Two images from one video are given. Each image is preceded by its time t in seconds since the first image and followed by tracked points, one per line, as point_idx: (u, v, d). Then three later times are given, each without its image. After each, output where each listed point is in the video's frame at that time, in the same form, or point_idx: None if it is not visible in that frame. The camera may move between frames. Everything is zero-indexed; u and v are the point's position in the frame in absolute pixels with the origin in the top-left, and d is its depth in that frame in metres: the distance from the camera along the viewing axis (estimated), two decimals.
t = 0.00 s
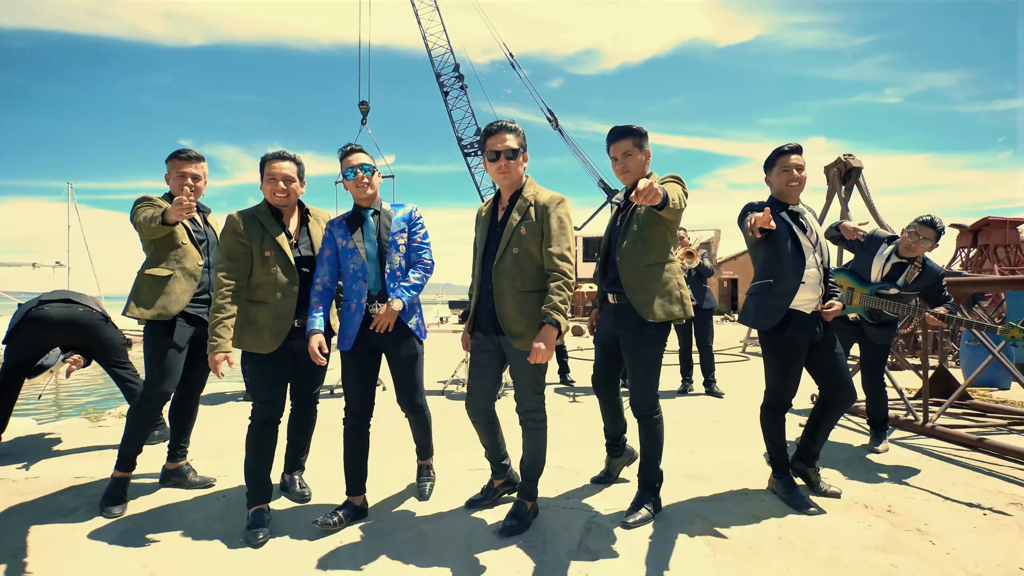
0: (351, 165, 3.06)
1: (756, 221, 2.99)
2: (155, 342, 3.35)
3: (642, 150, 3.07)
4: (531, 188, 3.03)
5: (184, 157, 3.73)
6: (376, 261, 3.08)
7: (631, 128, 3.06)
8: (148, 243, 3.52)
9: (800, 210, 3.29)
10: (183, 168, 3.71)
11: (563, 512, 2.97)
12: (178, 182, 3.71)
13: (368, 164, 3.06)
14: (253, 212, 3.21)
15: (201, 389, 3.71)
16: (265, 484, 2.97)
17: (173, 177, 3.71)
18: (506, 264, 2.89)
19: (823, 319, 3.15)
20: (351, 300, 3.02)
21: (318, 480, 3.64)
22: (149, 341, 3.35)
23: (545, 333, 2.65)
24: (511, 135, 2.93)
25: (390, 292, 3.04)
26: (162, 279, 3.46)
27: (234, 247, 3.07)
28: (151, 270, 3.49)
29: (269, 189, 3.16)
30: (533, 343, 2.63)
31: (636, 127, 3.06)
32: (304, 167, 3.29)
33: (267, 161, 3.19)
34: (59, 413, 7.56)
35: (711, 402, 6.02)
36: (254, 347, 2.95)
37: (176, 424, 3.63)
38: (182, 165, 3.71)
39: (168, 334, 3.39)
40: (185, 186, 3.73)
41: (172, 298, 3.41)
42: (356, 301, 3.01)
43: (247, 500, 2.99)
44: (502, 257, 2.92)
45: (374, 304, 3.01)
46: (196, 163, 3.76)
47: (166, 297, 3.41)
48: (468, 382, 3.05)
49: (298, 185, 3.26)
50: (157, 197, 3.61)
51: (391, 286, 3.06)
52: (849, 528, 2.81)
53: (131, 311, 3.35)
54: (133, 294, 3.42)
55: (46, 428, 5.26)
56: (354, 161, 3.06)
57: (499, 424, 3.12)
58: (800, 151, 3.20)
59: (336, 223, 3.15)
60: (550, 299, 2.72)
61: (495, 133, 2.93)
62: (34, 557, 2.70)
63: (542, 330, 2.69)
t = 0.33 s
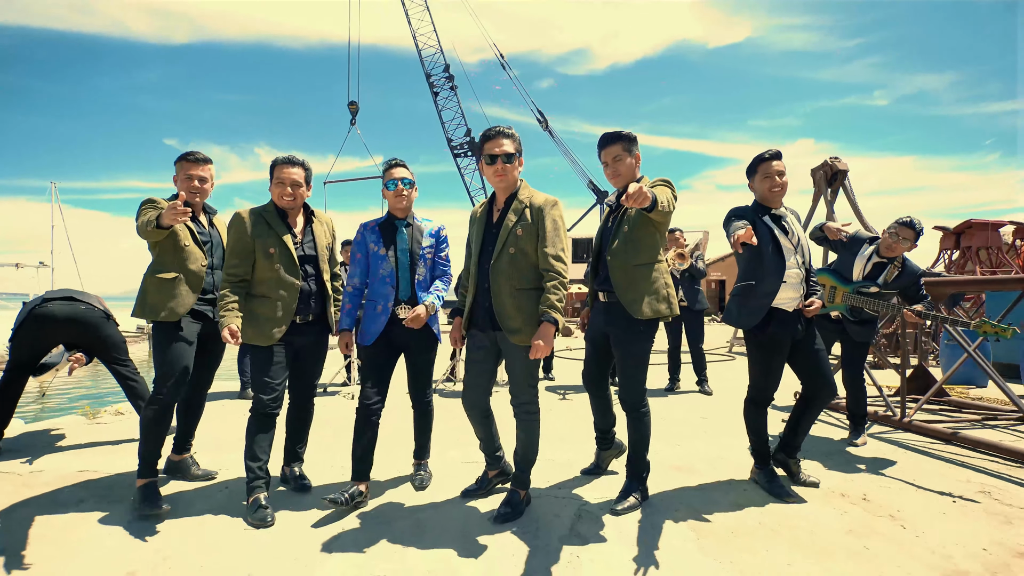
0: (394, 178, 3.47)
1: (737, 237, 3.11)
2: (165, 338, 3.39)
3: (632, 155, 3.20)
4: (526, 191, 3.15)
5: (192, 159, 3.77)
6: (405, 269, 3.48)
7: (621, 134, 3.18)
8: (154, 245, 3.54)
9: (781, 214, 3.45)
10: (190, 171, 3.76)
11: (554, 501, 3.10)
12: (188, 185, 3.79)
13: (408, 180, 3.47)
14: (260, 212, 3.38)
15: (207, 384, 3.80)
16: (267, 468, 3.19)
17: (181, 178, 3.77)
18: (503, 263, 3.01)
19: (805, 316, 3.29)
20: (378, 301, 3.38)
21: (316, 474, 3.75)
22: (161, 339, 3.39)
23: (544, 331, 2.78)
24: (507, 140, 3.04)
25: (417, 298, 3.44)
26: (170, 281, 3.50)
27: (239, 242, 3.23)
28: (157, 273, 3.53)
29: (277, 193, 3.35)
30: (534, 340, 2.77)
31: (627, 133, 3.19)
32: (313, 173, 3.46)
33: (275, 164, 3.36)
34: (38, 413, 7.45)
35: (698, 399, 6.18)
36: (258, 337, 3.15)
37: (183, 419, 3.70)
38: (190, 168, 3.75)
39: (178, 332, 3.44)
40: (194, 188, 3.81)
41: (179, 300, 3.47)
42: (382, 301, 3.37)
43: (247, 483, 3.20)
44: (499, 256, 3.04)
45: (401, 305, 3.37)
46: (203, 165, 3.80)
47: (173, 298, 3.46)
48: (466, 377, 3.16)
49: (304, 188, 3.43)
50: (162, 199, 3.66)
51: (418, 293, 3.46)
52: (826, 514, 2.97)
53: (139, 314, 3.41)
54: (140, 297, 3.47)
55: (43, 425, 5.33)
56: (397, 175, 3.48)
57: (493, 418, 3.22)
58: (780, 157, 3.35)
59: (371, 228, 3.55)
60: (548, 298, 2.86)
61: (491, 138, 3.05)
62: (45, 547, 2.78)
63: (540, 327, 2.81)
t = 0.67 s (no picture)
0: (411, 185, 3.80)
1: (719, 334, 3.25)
2: (162, 341, 3.38)
3: (622, 163, 3.38)
4: (521, 197, 3.32)
5: (186, 154, 3.76)
6: (409, 268, 3.77)
7: (611, 144, 3.36)
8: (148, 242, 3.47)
9: (761, 221, 3.66)
10: (186, 165, 3.75)
11: (548, 490, 3.28)
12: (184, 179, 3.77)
13: (423, 191, 3.80)
14: (266, 213, 3.52)
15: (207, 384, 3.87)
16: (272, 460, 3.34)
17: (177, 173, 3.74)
18: (501, 263, 3.18)
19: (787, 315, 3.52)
20: (383, 297, 3.75)
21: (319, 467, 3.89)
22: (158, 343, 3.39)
23: (546, 332, 2.96)
24: (504, 148, 3.21)
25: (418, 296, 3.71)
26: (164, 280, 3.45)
27: (247, 243, 3.38)
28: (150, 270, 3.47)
29: (282, 195, 3.49)
30: (539, 342, 2.95)
31: (618, 143, 3.37)
32: (316, 175, 3.61)
33: (280, 168, 3.50)
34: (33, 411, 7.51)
35: (686, 397, 6.40)
36: (263, 333, 3.30)
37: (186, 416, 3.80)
38: (187, 162, 3.74)
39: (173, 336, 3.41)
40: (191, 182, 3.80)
41: (172, 300, 3.42)
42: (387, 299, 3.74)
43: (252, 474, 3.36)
44: (497, 258, 3.21)
45: (404, 302, 3.69)
46: (197, 159, 3.79)
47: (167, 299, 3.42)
48: (465, 373, 3.31)
49: (309, 190, 3.58)
50: (155, 195, 3.58)
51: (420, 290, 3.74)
52: (801, 502, 3.17)
53: (133, 314, 3.38)
54: (135, 297, 3.41)
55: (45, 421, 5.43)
56: (413, 182, 3.79)
57: (488, 412, 3.38)
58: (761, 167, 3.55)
59: (385, 231, 3.94)
60: (547, 299, 3.03)
61: (490, 146, 3.21)
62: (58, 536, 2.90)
63: (542, 329, 2.99)
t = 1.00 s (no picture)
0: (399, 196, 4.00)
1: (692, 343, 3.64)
2: (165, 340, 3.44)
3: (611, 173, 3.58)
4: (515, 205, 3.53)
5: (192, 154, 3.69)
6: (406, 270, 4.02)
7: (601, 154, 3.56)
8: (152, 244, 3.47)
9: (739, 225, 3.89)
10: (195, 166, 3.69)
11: (540, 479, 3.49)
12: (189, 180, 3.68)
13: (409, 201, 4.01)
14: (277, 218, 3.72)
15: (231, 380, 3.91)
16: (282, 450, 3.57)
17: (183, 173, 3.68)
18: (496, 267, 3.39)
19: (763, 315, 3.74)
20: (382, 298, 3.98)
21: (323, 459, 4.09)
22: (159, 342, 3.45)
23: (531, 327, 3.17)
24: (499, 159, 3.42)
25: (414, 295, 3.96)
26: (167, 281, 3.44)
27: (259, 246, 3.58)
28: (153, 272, 3.46)
29: (293, 203, 3.70)
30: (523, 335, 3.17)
31: (606, 153, 3.58)
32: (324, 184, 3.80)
33: (291, 176, 3.70)
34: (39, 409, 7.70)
35: (675, 395, 6.62)
36: (273, 332, 3.51)
37: (205, 411, 3.91)
38: (195, 163, 3.67)
39: (175, 337, 3.46)
40: (197, 184, 3.70)
41: (171, 301, 3.39)
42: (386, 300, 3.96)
43: (264, 464, 3.60)
44: (492, 261, 3.42)
45: (400, 302, 3.95)
46: (205, 160, 3.70)
47: (166, 299, 3.39)
48: (462, 369, 3.51)
49: (318, 199, 3.79)
50: (162, 196, 3.59)
51: (415, 289, 3.99)
52: (775, 491, 3.38)
53: (136, 316, 3.38)
54: (138, 298, 3.42)
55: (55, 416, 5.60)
56: (401, 195, 4.01)
57: (484, 405, 3.60)
58: (740, 176, 3.76)
59: (380, 237, 4.17)
60: (536, 299, 3.25)
61: (485, 157, 3.42)
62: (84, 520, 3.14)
63: (529, 325, 3.20)
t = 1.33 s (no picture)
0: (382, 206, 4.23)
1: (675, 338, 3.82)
2: (177, 339, 3.63)
3: (600, 182, 3.80)
4: (510, 211, 3.74)
5: (205, 158, 3.85)
6: (395, 273, 4.23)
7: (592, 166, 3.77)
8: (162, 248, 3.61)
9: (720, 230, 4.13)
10: (207, 170, 3.86)
11: (533, 471, 3.69)
12: (200, 183, 3.85)
13: (392, 209, 4.22)
14: (288, 222, 3.92)
15: (243, 375, 4.11)
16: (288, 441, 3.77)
17: (195, 176, 3.85)
18: (492, 270, 3.60)
19: (743, 315, 3.94)
20: (375, 299, 4.20)
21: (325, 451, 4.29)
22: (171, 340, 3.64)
23: (527, 328, 3.37)
24: (497, 170, 3.62)
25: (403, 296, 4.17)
26: (177, 283, 3.61)
27: (269, 248, 3.78)
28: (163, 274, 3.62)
29: (303, 208, 3.91)
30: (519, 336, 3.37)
31: (596, 164, 3.77)
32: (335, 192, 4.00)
33: (304, 184, 3.92)
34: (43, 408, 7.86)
35: (664, 393, 6.85)
36: (281, 329, 3.70)
37: (219, 405, 4.11)
38: (206, 167, 3.84)
39: (187, 336, 3.65)
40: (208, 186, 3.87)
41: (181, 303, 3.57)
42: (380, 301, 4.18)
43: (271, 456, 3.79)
44: (488, 265, 3.62)
45: (391, 302, 4.16)
46: (216, 163, 3.88)
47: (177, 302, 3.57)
48: (459, 366, 3.71)
49: (328, 206, 4.00)
50: (174, 201, 3.76)
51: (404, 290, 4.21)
52: (753, 481, 3.60)
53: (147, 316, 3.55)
54: (150, 298, 3.60)
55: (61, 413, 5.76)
56: (385, 205, 4.22)
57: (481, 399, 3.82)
58: (722, 184, 3.98)
59: (369, 245, 4.36)
60: (530, 300, 3.45)
61: (483, 167, 3.63)
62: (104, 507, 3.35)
63: (525, 326, 3.41)
